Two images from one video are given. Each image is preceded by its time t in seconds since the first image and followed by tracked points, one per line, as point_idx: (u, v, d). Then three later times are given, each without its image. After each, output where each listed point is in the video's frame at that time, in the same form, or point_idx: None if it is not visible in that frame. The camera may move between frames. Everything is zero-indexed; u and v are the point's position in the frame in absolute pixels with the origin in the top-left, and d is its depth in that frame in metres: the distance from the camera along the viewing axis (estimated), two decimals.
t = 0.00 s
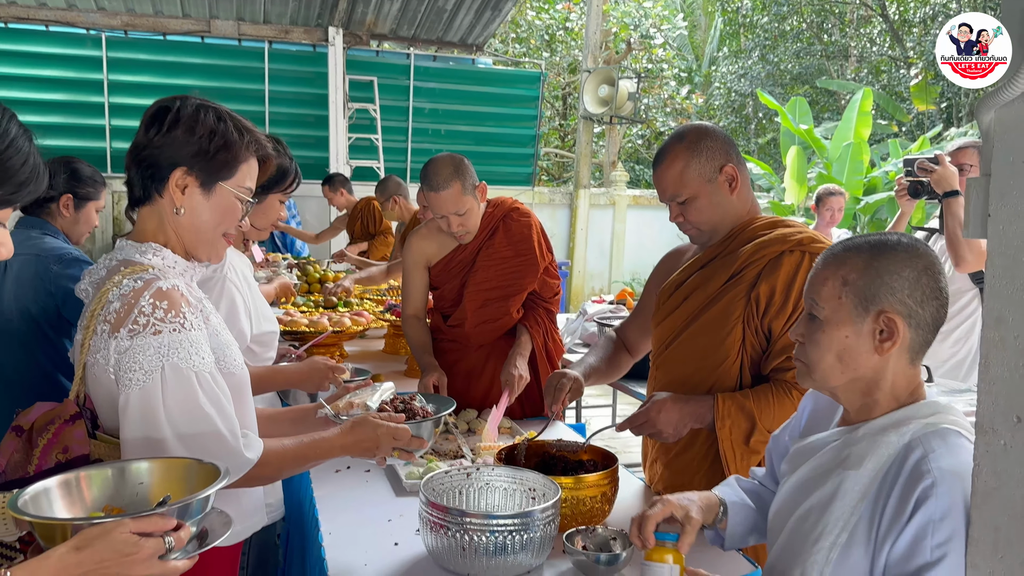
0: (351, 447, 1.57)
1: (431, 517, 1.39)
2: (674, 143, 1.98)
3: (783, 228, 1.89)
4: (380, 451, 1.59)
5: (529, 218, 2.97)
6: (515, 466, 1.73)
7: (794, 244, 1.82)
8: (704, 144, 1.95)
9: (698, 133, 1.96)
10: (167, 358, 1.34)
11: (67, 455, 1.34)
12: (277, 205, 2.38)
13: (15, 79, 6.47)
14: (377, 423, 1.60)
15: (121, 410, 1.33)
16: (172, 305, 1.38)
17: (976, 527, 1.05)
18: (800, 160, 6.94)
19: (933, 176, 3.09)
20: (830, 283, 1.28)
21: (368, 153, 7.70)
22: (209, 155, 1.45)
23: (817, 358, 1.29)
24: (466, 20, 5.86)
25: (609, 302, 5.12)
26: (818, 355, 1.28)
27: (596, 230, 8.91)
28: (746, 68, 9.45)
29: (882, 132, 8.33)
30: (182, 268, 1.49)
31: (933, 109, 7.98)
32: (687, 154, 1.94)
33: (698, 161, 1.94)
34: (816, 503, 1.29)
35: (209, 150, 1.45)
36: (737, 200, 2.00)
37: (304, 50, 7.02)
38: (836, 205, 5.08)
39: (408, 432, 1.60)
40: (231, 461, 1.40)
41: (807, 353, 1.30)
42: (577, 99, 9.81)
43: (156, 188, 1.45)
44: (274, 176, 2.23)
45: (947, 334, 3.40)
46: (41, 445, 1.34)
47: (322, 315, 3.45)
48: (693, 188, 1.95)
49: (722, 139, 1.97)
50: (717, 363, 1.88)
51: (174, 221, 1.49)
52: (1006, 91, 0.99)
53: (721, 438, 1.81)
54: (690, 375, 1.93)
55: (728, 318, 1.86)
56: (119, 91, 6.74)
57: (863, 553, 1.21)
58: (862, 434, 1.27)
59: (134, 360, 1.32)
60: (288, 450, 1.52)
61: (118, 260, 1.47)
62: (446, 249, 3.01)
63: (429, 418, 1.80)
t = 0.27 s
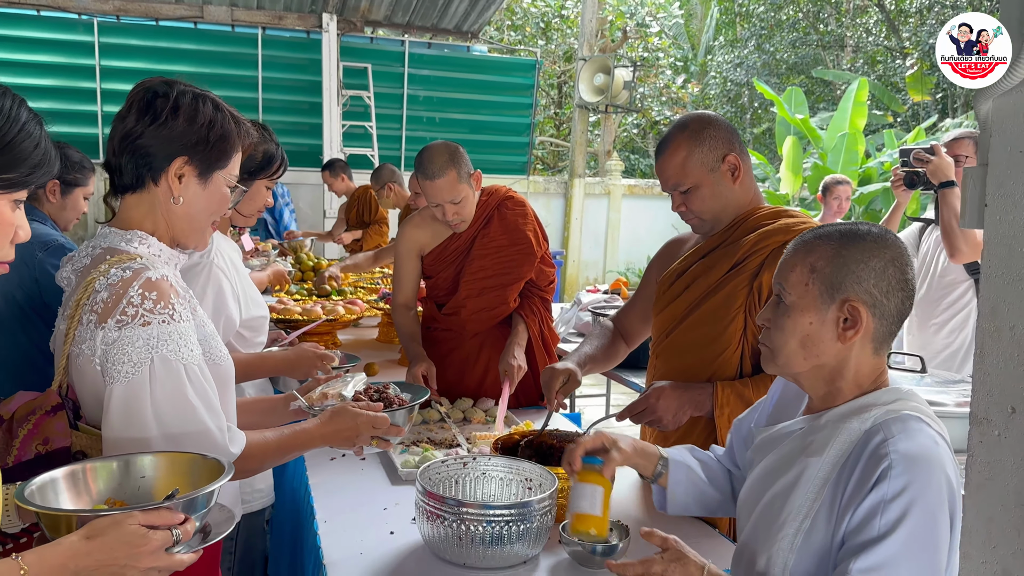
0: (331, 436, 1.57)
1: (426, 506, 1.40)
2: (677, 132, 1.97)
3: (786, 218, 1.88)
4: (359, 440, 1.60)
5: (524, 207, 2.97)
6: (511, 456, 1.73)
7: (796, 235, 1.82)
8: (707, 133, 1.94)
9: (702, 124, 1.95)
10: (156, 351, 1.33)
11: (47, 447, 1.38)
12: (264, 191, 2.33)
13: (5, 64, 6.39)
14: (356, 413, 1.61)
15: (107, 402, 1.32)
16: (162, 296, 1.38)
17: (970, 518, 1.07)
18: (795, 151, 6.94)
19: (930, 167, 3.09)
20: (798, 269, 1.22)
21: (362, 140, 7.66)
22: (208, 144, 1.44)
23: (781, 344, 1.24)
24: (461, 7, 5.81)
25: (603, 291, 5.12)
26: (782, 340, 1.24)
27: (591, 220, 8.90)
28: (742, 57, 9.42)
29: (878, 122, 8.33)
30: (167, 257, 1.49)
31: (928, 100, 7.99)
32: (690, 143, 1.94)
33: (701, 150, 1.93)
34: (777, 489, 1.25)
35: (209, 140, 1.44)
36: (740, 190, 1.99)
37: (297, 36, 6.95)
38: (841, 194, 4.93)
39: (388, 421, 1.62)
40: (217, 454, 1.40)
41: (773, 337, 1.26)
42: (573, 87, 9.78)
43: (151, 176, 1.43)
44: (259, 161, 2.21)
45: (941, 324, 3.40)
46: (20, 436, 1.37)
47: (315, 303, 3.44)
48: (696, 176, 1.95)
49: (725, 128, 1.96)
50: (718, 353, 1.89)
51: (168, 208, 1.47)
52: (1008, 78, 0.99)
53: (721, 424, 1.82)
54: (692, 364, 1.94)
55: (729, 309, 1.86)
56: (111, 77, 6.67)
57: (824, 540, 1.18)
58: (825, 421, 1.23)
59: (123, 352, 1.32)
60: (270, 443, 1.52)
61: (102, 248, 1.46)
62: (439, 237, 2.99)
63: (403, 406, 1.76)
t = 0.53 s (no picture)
0: (310, 438, 1.58)
1: (422, 500, 1.40)
2: (683, 127, 1.97)
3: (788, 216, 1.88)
4: (337, 442, 1.62)
5: (520, 203, 2.95)
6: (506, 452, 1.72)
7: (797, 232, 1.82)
8: (714, 128, 1.95)
9: (707, 120, 1.96)
10: (150, 348, 1.33)
11: (35, 442, 1.35)
12: (255, 185, 2.32)
13: None
14: (334, 416, 1.61)
15: (99, 398, 1.32)
16: (156, 293, 1.37)
17: (963, 513, 1.11)
18: (791, 147, 6.95)
19: (926, 165, 3.09)
20: (767, 258, 1.26)
21: (358, 134, 7.64)
22: (189, 137, 1.43)
23: (748, 333, 1.28)
24: (458, 2, 5.80)
25: (599, 286, 5.13)
26: (749, 329, 1.28)
27: (586, 214, 8.91)
28: (738, 53, 9.43)
29: (873, 118, 8.35)
30: (159, 254, 1.49)
31: (924, 96, 8.00)
32: (697, 138, 1.94)
33: (708, 145, 1.94)
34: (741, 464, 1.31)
35: (190, 132, 1.43)
36: (744, 187, 1.99)
37: (294, 29, 6.92)
38: (843, 190, 4.94)
39: (366, 424, 1.62)
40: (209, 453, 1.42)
41: (741, 326, 1.29)
42: (569, 82, 9.77)
43: (133, 170, 1.44)
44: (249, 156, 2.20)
45: (935, 320, 3.42)
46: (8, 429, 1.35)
47: (312, 298, 3.44)
48: (701, 172, 1.95)
49: (732, 124, 1.98)
50: (717, 350, 1.89)
51: (152, 202, 1.47)
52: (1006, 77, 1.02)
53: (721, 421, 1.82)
54: (689, 361, 1.93)
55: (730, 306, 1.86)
56: (106, 70, 6.64)
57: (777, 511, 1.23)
58: (792, 407, 1.29)
59: (117, 349, 1.32)
60: (253, 443, 1.52)
61: (94, 244, 1.46)
62: (435, 232, 2.99)
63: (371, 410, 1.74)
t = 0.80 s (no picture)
0: (302, 439, 1.58)
1: (422, 497, 1.40)
2: (687, 124, 1.98)
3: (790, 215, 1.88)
4: (330, 443, 1.61)
5: (520, 201, 2.95)
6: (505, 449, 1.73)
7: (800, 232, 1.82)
8: (719, 125, 1.96)
9: (712, 118, 1.97)
10: (152, 340, 1.35)
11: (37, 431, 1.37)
12: (253, 182, 2.32)
13: None
14: (327, 418, 1.60)
15: (103, 388, 1.34)
16: (159, 287, 1.40)
17: (962, 511, 1.12)
18: (789, 145, 6.96)
19: (925, 164, 3.09)
20: (729, 259, 1.27)
21: (356, 131, 7.63)
22: (177, 130, 1.45)
23: (711, 333, 1.30)
24: None
25: (597, 284, 5.12)
26: (712, 327, 1.29)
27: (585, 212, 8.90)
28: (736, 51, 9.43)
29: (872, 116, 8.36)
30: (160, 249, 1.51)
31: (922, 94, 8.01)
32: (701, 135, 1.95)
33: (711, 143, 1.94)
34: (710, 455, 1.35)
35: (178, 125, 1.45)
36: (747, 185, 1.99)
37: (292, 26, 6.91)
38: (844, 194, 4.82)
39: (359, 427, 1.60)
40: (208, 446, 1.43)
41: (704, 327, 1.31)
42: (567, 80, 9.77)
43: (125, 165, 1.47)
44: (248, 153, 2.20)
45: (933, 318, 3.43)
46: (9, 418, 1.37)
47: (310, 295, 3.44)
48: (704, 170, 1.95)
49: (736, 123, 1.98)
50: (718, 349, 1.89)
51: (145, 196, 1.50)
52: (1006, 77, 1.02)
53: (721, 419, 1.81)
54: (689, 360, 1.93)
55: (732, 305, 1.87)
56: (104, 66, 6.62)
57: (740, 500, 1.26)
58: (759, 404, 1.32)
59: (121, 340, 1.34)
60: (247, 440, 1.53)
61: (95, 240, 1.47)
62: (435, 230, 2.99)
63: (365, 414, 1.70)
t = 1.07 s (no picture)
0: (310, 440, 1.59)
1: (420, 497, 1.40)
2: (686, 124, 1.98)
3: (787, 217, 1.88)
4: (339, 444, 1.60)
5: (520, 201, 2.96)
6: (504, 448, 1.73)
7: (797, 233, 1.82)
8: (718, 125, 1.96)
9: (710, 118, 1.97)
10: (148, 339, 1.36)
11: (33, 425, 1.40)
12: (253, 183, 2.32)
13: None
14: (335, 418, 1.61)
15: (97, 386, 1.35)
16: (159, 288, 1.41)
17: (960, 512, 1.12)
18: (788, 146, 6.96)
19: (923, 166, 3.09)
20: (689, 266, 1.29)
21: (355, 131, 7.62)
22: (193, 136, 1.46)
23: (676, 341, 1.31)
24: None
25: (595, 284, 5.12)
26: (677, 336, 1.31)
27: (584, 212, 8.90)
28: (735, 51, 9.43)
29: (871, 117, 8.37)
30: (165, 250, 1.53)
31: (920, 95, 8.01)
32: (700, 135, 1.95)
33: (710, 144, 1.95)
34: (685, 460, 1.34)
35: (194, 131, 1.46)
36: (745, 186, 2.00)
37: (291, 26, 6.90)
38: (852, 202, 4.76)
39: (368, 427, 1.60)
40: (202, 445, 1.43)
41: (669, 336, 1.32)
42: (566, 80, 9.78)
43: (139, 167, 1.48)
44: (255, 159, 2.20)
45: (931, 319, 3.43)
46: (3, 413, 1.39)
47: (308, 295, 3.44)
48: (702, 170, 1.96)
49: (735, 123, 1.98)
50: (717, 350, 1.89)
51: (157, 199, 1.52)
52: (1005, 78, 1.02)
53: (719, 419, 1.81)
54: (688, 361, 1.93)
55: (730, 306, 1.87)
56: (102, 66, 6.61)
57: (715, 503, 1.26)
58: (731, 407, 1.32)
59: (116, 339, 1.35)
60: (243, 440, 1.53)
61: (102, 238, 1.49)
62: (435, 232, 2.99)
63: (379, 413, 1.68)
